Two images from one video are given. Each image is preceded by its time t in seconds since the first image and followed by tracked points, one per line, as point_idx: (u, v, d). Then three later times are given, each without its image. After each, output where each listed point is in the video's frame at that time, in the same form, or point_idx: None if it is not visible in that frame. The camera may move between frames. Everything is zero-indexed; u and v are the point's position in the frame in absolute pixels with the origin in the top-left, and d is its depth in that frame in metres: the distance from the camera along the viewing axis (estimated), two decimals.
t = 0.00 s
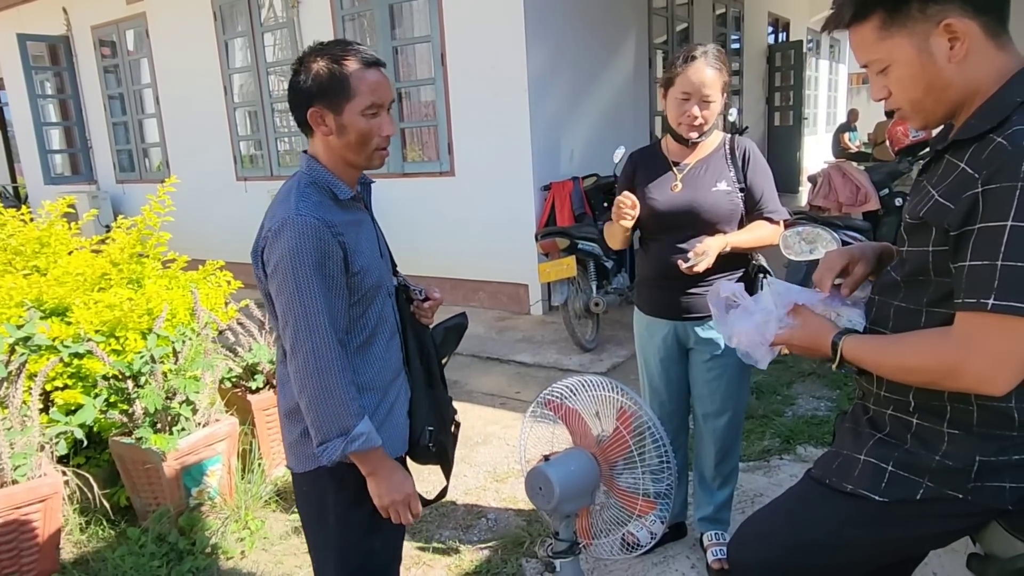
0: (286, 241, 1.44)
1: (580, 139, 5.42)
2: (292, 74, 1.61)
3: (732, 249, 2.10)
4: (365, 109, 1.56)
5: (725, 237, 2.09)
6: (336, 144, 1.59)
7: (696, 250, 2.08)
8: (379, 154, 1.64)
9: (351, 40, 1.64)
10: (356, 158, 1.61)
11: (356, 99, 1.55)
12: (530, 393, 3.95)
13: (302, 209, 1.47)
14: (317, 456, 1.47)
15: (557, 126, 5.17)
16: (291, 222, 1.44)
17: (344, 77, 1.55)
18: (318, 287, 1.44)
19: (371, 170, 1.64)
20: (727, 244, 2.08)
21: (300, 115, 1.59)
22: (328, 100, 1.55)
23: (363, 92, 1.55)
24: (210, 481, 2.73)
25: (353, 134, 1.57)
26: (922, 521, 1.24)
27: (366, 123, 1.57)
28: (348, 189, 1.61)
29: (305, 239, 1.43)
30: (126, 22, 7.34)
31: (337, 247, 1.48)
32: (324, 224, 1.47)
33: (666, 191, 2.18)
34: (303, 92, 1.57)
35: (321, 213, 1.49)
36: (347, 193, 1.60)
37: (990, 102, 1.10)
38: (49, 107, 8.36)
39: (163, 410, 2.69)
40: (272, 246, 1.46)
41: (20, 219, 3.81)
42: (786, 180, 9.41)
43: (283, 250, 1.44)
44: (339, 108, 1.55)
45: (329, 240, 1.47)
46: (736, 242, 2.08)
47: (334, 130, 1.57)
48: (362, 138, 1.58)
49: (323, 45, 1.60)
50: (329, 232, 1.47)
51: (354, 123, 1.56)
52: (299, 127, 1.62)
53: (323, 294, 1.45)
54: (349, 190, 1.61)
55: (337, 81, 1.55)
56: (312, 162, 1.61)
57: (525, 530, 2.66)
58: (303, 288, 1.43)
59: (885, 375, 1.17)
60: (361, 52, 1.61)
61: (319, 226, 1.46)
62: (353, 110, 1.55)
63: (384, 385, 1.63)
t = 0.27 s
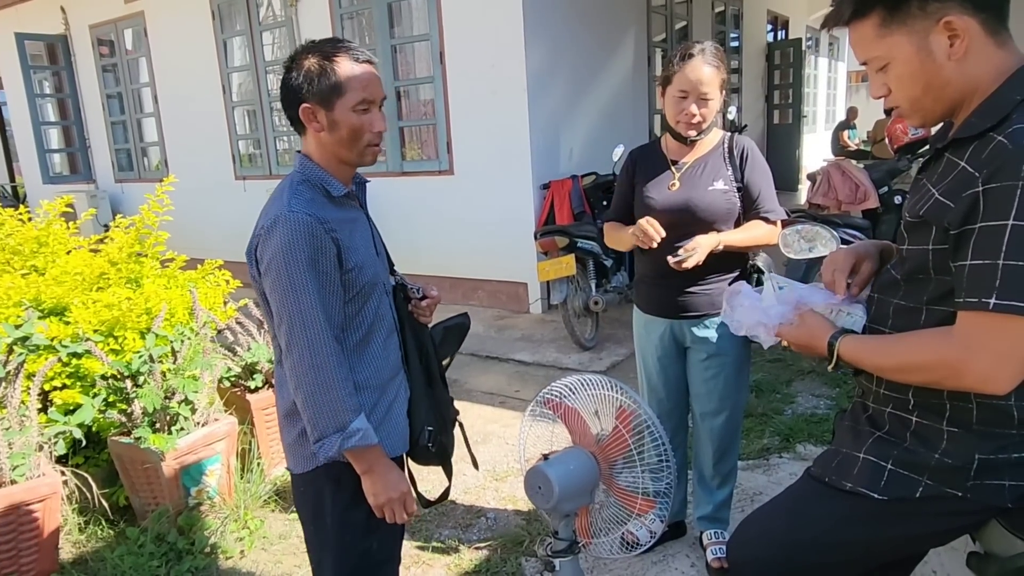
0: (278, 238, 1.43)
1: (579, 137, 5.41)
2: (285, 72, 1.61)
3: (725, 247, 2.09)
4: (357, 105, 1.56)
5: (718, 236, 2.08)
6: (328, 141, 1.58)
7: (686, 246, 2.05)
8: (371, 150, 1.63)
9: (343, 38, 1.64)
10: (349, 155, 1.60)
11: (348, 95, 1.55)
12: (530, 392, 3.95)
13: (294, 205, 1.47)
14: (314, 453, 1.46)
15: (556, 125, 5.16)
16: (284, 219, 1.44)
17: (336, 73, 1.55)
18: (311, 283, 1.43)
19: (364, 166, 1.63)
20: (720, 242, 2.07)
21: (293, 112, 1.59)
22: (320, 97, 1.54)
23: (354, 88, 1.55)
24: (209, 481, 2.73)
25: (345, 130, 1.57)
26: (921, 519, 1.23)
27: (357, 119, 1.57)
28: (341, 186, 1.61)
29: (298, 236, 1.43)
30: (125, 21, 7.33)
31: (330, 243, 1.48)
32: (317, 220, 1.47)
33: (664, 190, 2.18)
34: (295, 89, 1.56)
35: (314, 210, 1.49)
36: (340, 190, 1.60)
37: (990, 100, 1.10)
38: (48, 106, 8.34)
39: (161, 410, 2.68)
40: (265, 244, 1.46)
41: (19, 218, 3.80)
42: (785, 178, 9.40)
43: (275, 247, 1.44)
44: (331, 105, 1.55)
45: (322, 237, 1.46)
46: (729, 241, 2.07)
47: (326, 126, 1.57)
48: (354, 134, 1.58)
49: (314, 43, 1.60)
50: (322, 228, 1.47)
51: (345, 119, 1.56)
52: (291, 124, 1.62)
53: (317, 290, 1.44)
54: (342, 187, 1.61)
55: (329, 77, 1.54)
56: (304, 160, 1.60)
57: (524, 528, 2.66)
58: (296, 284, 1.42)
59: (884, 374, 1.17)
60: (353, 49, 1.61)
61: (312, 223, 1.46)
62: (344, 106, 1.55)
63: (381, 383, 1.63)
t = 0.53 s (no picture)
0: (272, 237, 1.43)
1: (579, 136, 5.41)
2: (281, 70, 1.60)
3: (720, 244, 2.09)
4: (353, 103, 1.55)
5: (714, 232, 2.08)
6: (325, 139, 1.58)
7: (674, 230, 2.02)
8: (368, 148, 1.62)
9: (339, 37, 1.64)
10: (345, 153, 1.60)
11: (345, 94, 1.54)
12: (529, 391, 3.95)
13: (289, 204, 1.47)
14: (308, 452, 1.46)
15: (555, 124, 5.16)
16: (278, 218, 1.44)
17: (332, 72, 1.54)
18: (305, 282, 1.43)
19: (361, 165, 1.62)
20: (714, 238, 2.07)
21: (290, 111, 1.59)
22: (317, 95, 1.54)
23: (350, 86, 1.55)
24: (208, 481, 2.72)
25: (340, 128, 1.56)
26: (921, 519, 1.23)
27: (353, 117, 1.56)
28: (337, 185, 1.60)
29: (291, 235, 1.43)
30: (124, 21, 7.32)
31: (325, 242, 1.48)
32: (312, 219, 1.47)
33: (663, 189, 2.18)
34: (292, 88, 1.56)
35: (309, 209, 1.48)
36: (336, 189, 1.59)
37: (990, 98, 1.09)
38: (46, 106, 8.33)
39: (160, 410, 2.68)
40: (260, 242, 1.46)
41: (17, 218, 3.80)
42: (784, 177, 9.39)
43: (269, 246, 1.43)
44: (326, 103, 1.54)
45: (316, 236, 1.46)
46: (724, 237, 2.07)
47: (322, 124, 1.56)
48: (350, 132, 1.57)
49: (311, 43, 1.60)
50: (316, 227, 1.47)
51: (341, 117, 1.55)
52: (288, 123, 1.61)
53: (311, 289, 1.44)
54: (338, 186, 1.60)
55: (326, 76, 1.54)
56: (301, 159, 1.60)
57: (523, 528, 2.66)
58: (290, 283, 1.42)
59: (883, 373, 1.17)
60: (349, 48, 1.60)
61: (306, 221, 1.45)
62: (340, 104, 1.54)
63: (378, 383, 1.62)
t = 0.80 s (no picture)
0: (271, 235, 1.43)
1: (579, 136, 5.41)
2: (281, 70, 1.60)
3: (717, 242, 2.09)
4: (352, 102, 1.55)
5: (711, 231, 2.08)
6: (326, 139, 1.58)
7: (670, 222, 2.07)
8: (368, 147, 1.62)
9: (339, 38, 1.63)
10: (345, 153, 1.59)
11: (344, 93, 1.54)
12: (529, 391, 3.95)
13: (288, 204, 1.47)
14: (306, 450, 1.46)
15: (555, 124, 5.16)
16: (277, 216, 1.44)
17: (332, 71, 1.54)
18: (304, 281, 1.43)
19: (361, 164, 1.62)
20: (711, 236, 2.07)
21: (290, 111, 1.59)
22: (316, 94, 1.54)
23: (350, 86, 1.54)
24: (207, 481, 2.72)
25: (340, 127, 1.56)
26: (920, 519, 1.23)
27: (352, 116, 1.56)
28: (338, 185, 1.60)
29: (290, 234, 1.43)
30: (124, 21, 7.32)
31: (324, 242, 1.47)
32: (311, 218, 1.47)
33: (664, 188, 2.18)
34: (292, 88, 1.56)
35: (308, 208, 1.48)
36: (336, 189, 1.59)
37: (989, 96, 1.09)
38: (46, 106, 8.33)
39: (160, 410, 2.68)
40: (259, 241, 1.46)
41: (16, 218, 3.80)
42: (784, 177, 9.38)
43: (268, 245, 1.43)
44: (326, 102, 1.54)
45: (315, 235, 1.46)
46: (721, 236, 2.07)
47: (322, 124, 1.56)
48: (350, 131, 1.57)
49: (312, 43, 1.60)
50: (314, 226, 1.46)
51: (341, 116, 1.55)
52: (288, 123, 1.61)
53: (309, 288, 1.44)
54: (338, 185, 1.60)
55: (325, 76, 1.54)
56: (301, 159, 1.60)
57: (523, 528, 2.65)
58: (289, 282, 1.42)
59: (882, 372, 1.16)
60: (348, 48, 1.60)
61: (305, 221, 1.45)
62: (340, 104, 1.54)
63: (377, 382, 1.62)
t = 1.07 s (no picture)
0: (272, 234, 1.43)
1: (578, 136, 5.41)
2: (283, 70, 1.60)
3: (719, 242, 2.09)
4: (353, 101, 1.55)
5: (713, 231, 2.08)
6: (326, 138, 1.58)
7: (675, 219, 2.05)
8: (369, 146, 1.62)
9: (339, 37, 1.63)
10: (346, 151, 1.59)
11: (344, 92, 1.54)
12: (528, 391, 3.94)
13: (288, 202, 1.46)
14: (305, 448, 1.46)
15: (554, 123, 5.15)
16: (278, 215, 1.44)
17: (332, 70, 1.54)
18: (303, 279, 1.43)
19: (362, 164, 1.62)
20: (713, 237, 2.07)
21: (290, 110, 1.58)
22: (316, 94, 1.53)
23: (350, 86, 1.54)
24: (206, 482, 2.71)
25: (341, 126, 1.55)
26: (919, 519, 1.23)
27: (353, 115, 1.56)
28: (338, 184, 1.60)
29: (289, 233, 1.42)
30: (122, 20, 7.31)
31: (323, 241, 1.47)
32: (310, 217, 1.46)
33: (663, 187, 2.17)
34: (293, 88, 1.56)
35: (308, 207, 1.48)
36: (336, 188, 1.59)
37: (990, 94, 1.09)
38: (45, 106, 8.32)
39: (158, 410, 2.68)
40: (260, 239, 1.45)
41: (15, 218, 3.79)
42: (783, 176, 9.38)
43: (269, 243, 1.43)
44: (327, 102, 1.54)
45: (315, 234, 1.45)
46: (723, 236, 2.07)
47: (323, 123, 1.56)
48: (350, 130, 1.57)
49: (313, 42, 1.59)
50: (314, 224, 1.46)
51: (341, 115, 1.55)
52: (289, 122, 1.61)
53: (309, 287, 1.44)
54: (338, 185, 1.60)
55: (326, 75, 1.53)
56: (302, 158, 1.60)
57: (522, 528, 2.65)
58: (288, 280, 1.42)
59: (880, 370, 1.16)
60: (349, 48, 1.60)
61: (305, 219, 1.45)
62: (340, 103, 1.54)
63: (377, 380, 1.62)
